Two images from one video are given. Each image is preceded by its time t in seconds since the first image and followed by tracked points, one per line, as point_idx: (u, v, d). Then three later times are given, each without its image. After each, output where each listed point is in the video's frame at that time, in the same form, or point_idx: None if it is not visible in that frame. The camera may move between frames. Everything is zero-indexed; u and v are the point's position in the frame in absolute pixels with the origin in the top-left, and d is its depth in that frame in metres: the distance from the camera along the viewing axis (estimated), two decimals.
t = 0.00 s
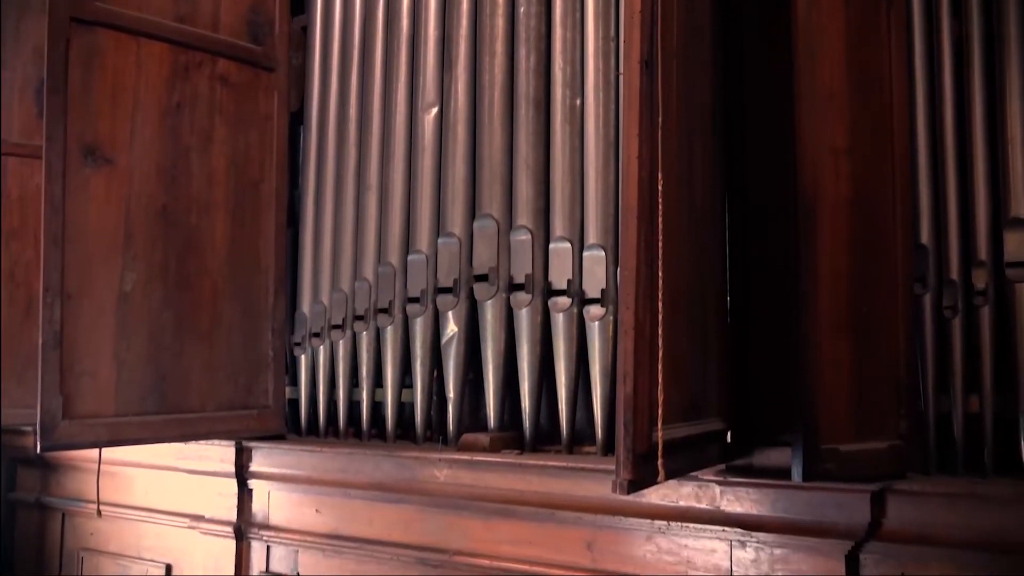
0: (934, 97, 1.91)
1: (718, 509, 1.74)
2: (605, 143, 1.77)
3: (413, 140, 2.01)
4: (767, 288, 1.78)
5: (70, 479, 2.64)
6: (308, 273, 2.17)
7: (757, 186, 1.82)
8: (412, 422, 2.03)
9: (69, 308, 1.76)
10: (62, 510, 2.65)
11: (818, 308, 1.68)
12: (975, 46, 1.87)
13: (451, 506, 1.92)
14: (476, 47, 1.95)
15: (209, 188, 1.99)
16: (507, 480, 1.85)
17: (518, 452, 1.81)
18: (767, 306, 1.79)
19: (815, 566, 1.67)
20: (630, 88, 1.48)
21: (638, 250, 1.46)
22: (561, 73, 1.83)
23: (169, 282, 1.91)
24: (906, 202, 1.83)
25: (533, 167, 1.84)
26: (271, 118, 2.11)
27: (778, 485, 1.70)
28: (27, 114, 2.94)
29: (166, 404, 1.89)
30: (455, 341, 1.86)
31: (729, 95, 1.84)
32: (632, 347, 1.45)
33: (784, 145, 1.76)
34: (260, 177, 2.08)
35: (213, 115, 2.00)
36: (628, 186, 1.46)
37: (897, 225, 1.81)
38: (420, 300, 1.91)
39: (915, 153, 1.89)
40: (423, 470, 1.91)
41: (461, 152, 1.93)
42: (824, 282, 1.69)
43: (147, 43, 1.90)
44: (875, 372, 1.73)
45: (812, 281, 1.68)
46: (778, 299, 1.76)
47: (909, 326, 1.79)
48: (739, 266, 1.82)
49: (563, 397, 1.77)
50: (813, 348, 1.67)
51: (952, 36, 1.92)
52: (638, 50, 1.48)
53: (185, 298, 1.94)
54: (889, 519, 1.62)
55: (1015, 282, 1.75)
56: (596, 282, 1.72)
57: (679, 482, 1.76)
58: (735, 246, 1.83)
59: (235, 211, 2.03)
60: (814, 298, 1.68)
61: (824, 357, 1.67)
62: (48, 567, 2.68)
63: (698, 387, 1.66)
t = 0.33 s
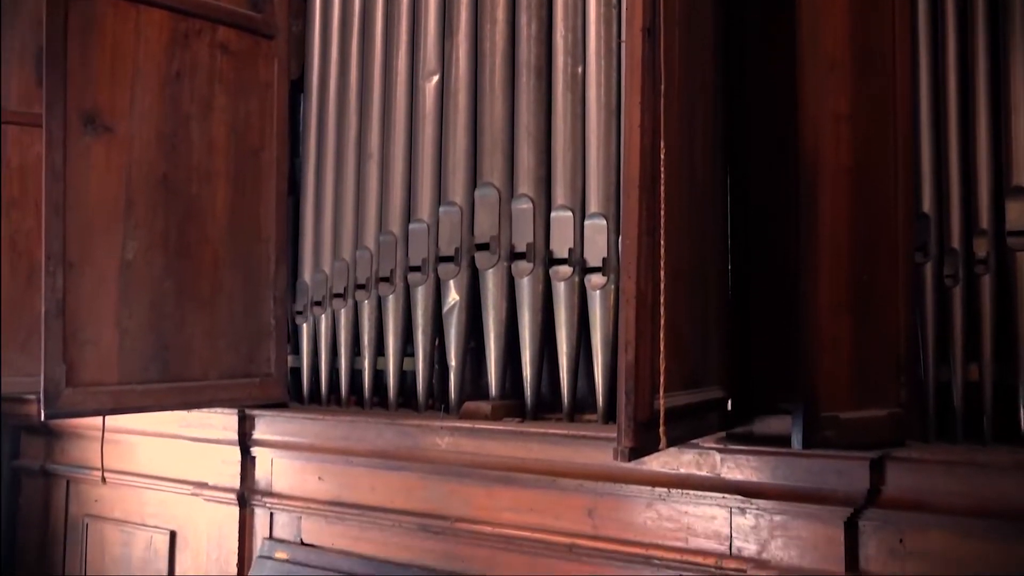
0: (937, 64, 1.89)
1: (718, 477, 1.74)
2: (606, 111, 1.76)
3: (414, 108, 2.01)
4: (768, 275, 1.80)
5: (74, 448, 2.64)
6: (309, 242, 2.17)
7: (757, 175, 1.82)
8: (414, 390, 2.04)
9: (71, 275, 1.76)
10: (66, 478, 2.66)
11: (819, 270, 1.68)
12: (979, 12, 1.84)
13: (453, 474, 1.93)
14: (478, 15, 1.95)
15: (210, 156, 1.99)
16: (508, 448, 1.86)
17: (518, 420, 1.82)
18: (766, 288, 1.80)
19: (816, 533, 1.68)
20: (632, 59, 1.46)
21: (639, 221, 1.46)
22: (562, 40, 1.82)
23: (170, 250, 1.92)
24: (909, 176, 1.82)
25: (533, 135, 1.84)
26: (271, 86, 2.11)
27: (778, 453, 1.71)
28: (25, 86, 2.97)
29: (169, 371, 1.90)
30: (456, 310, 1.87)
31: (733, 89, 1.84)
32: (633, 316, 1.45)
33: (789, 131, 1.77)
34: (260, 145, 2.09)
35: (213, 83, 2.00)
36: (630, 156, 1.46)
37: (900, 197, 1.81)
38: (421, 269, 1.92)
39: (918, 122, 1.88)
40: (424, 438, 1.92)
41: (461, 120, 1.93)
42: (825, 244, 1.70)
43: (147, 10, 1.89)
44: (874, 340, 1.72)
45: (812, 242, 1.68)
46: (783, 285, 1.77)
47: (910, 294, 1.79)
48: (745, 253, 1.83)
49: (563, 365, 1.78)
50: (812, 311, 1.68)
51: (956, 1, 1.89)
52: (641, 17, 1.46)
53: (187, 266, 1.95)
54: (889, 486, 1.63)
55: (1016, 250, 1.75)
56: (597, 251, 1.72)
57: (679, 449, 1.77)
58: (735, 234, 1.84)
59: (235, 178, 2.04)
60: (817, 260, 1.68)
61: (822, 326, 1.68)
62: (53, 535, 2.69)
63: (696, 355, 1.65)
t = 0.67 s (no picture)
0: (942, 29, 1.88)
1: (719, 444, 1.74)
2: (608, 76, 1.75)
3: (414, 76, 2.01)
4: (767, 256, 1.78)
5: (77, 415, 2.65)
6: (310, 210, 2.17)
7: (756, 154, 1.81)
8: (415, 358, 2.05)
9: (72, 241, 1.76)
10: (70, 444, 2.66)
11: (820, 239, 1.68)
12: None
13: (454, 441, 1.94)
14: None
15: (210, 123, 1.99)
16: (510, 415, 1.86)
17: (521, 387, 1.84)
18: (764, 267, 1.79)
19: (815, 498, 1.68)
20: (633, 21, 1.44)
21: (642, 187, 1.45)
22: (564, 4, 1.81)
23: (171, 216, 1.93)
24: (910, 140, 1.80)
25: (535, 101, 1.84)
26: (270, 52, 2.11)
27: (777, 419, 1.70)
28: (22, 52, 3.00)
29: (171, 337, 1.91)
30: (456, 279, 1.88)
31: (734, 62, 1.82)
32: (635, 282, 1.45)
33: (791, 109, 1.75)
34: (260, 112, 2.09)
35: (212, 49, 2.00)
36: (631, 120, 1.45)
37: (901, 159, 1.78)
38: (422, 237, 1.92)
39: (921, 87, 1.87)
40: (427, 405, 1.93)
41: (462, 87, 1.93)
42: (827, 214, 1.69)
43: None
44: (876, 309, 1.71)
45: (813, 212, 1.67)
46: (782, 264, 1.76)
47: (912, 259, 1.77)
48: (745, 230, 1.82)
49: (564, 332, 1.79)
50: (816, 284, 1.67)
51: None
52: None
53: (188, 232, 1.96)
54: (891, 452, 1.62)
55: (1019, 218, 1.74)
56: (598, 218, 1.72)
57: (680, 416, 1.77)
58: (737, 213, 1.84)
59: (235, 145, 2.04)
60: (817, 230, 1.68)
61: (826, 296, 1.68)
62: (57, 502, 2.70)
63: (696, 320, 1.64)
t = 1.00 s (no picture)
0: None
1: (720, 411, 1.74)
2: (611, 43, 1.74)
3: (415, 44, 2.00)
4: (769, 229, 1.76)
5: (81, 383, 2.66)
6: (311, 177, 2.17)
7: (759, 122, 1.79)
8: (417, 326, 2.05)
9: (74, 210, 1.76)
10: (73, 413, 2.67)
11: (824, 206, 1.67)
12: None
13: (457, 409, 1.95)
14: None
15: (210, 90, 1.99)
16: (512, 383, 1.87)
17: (523, 355, 1.84)
18: (766, 240, 1.76)
19: (816, 465, 1.69)
20: None
21: (646, 152, 1.44)
22: None
23: (172, 185, 1.92)
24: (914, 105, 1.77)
25: (537, 68, 1.83)
26: (270, 20, 2.10)
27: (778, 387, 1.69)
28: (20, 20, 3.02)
29: (174, 306, 1.91)
30: (459, 247, 1.88)
31: (738, 28, 1.81)
32: (638, 248, 1.45)
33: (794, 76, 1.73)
34: (260, 81, 2.09)
35: (212, 17, 1.99)
36: (635, 86, 1.43)
37: (906, 126, 1.76)
38: (424, 205, 1.93)
39: (927, 53, 1.85)
40: (429, 373, 1.93)
41: (464, 54, 1.92)
42: (830, 178, 1.68)
43: None
44: (881, 277, 1.71)
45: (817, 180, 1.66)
46: (781, 232, 1.74)
47: (915, 227, 1.76)
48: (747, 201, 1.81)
49: (567, 300, 1.79)
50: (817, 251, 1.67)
51: None
52: None
53: (189, 200, 1.95)
54: (894, 418, 1.62)
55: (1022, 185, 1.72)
56: (601, 185, 1.72)
57: (681, 384, 1.77)
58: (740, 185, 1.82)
59: (235, 114, 2.04)
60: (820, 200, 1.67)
61: (829, 263, 1.67)
62: (61, 470, 2.71)
63: (699, 287, 1.64)
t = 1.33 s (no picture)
0: None
1: (723, 379, 1.73)
2: (614, 8, 1.73)
3: (417, 10, 1.99)
4: (772, 198, 1.76)
5: (83, 351, 2.66)
6: (312, 145, 2.17)
7: (763, 89, 1.78)
8: (419, 295, 2.06)
9: (74, 178, 1.75)
10: (75, 381, 2.68)
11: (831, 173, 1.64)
12: None
13: (459, 377, 1.96)
14: None
15: (210, 57, 1.98)
16: (515, 351, 1.87)
17: (526, 323, 1.84)
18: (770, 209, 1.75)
19: (818, 433, 1.68)
20: None
21: (650, 117, 1.42)
22: None
23: (172, 153, 1.91)
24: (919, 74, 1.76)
25: (540, 34, 1.81)
26: None
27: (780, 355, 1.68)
28: None
29: (175, 274, 1.91)
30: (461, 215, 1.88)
31: None
32: (642, 215, 1.43)
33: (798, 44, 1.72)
34: (260, 49, 2.08)
35: None
36: (639, 52, 1.41)
37: (910, 94, 1.75)
38: (426, 172, 1.93)
39: (933, 18, 1.83)
40: (432, 341, 1.94)
41: (466, 20, 1.91)
42: (836, 144, 1.65)
43: None
44: (883, 246, 1.70)
45: (822, 148, 1.63)
46: (785, 201, 1.73)
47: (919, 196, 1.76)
48: (751, 169, 1.80)
49: (569, 268, 1.78)
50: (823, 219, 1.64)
51: None
52: None
53: (190, 168, 1.95)
54: (895, 387, 1.61)
55: None
56: (604, 153, 1.71)
57: (683, 352, 1.76)
58: (743, 152, 1.82)
59: (236, 82, 2.03)
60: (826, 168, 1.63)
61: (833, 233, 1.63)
62: (65, 439, 2.72)
63: (701, 255, 1.63)
